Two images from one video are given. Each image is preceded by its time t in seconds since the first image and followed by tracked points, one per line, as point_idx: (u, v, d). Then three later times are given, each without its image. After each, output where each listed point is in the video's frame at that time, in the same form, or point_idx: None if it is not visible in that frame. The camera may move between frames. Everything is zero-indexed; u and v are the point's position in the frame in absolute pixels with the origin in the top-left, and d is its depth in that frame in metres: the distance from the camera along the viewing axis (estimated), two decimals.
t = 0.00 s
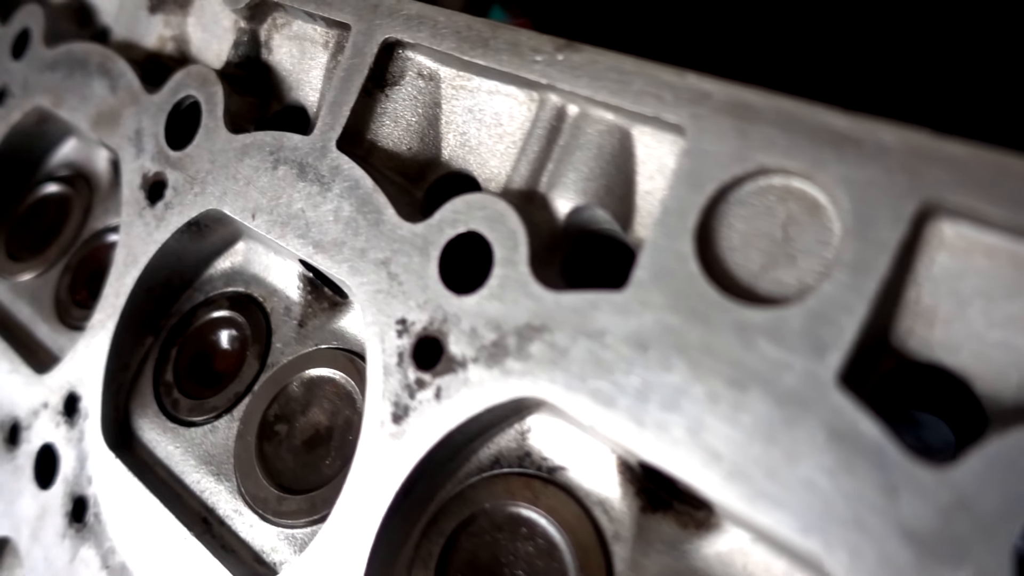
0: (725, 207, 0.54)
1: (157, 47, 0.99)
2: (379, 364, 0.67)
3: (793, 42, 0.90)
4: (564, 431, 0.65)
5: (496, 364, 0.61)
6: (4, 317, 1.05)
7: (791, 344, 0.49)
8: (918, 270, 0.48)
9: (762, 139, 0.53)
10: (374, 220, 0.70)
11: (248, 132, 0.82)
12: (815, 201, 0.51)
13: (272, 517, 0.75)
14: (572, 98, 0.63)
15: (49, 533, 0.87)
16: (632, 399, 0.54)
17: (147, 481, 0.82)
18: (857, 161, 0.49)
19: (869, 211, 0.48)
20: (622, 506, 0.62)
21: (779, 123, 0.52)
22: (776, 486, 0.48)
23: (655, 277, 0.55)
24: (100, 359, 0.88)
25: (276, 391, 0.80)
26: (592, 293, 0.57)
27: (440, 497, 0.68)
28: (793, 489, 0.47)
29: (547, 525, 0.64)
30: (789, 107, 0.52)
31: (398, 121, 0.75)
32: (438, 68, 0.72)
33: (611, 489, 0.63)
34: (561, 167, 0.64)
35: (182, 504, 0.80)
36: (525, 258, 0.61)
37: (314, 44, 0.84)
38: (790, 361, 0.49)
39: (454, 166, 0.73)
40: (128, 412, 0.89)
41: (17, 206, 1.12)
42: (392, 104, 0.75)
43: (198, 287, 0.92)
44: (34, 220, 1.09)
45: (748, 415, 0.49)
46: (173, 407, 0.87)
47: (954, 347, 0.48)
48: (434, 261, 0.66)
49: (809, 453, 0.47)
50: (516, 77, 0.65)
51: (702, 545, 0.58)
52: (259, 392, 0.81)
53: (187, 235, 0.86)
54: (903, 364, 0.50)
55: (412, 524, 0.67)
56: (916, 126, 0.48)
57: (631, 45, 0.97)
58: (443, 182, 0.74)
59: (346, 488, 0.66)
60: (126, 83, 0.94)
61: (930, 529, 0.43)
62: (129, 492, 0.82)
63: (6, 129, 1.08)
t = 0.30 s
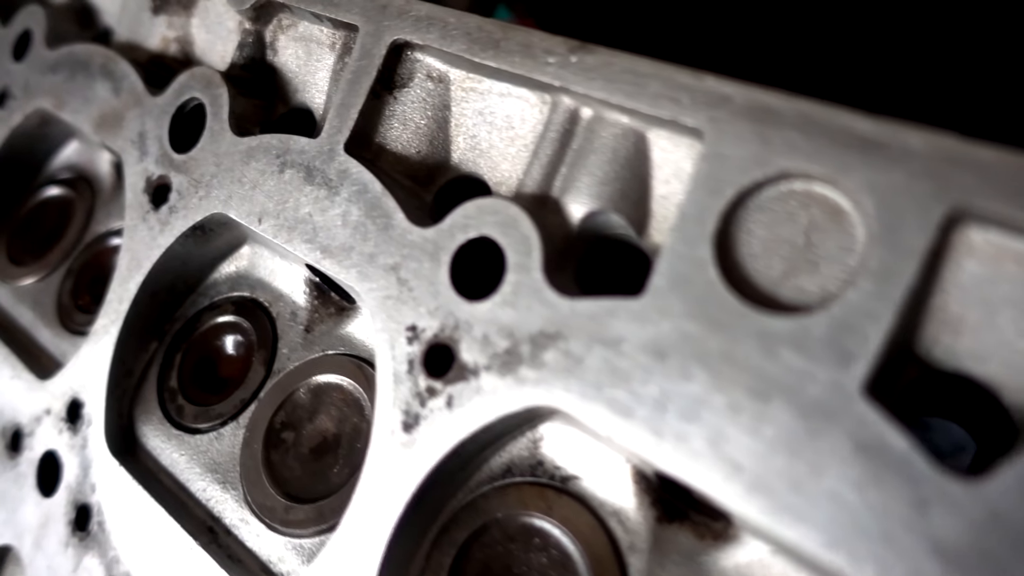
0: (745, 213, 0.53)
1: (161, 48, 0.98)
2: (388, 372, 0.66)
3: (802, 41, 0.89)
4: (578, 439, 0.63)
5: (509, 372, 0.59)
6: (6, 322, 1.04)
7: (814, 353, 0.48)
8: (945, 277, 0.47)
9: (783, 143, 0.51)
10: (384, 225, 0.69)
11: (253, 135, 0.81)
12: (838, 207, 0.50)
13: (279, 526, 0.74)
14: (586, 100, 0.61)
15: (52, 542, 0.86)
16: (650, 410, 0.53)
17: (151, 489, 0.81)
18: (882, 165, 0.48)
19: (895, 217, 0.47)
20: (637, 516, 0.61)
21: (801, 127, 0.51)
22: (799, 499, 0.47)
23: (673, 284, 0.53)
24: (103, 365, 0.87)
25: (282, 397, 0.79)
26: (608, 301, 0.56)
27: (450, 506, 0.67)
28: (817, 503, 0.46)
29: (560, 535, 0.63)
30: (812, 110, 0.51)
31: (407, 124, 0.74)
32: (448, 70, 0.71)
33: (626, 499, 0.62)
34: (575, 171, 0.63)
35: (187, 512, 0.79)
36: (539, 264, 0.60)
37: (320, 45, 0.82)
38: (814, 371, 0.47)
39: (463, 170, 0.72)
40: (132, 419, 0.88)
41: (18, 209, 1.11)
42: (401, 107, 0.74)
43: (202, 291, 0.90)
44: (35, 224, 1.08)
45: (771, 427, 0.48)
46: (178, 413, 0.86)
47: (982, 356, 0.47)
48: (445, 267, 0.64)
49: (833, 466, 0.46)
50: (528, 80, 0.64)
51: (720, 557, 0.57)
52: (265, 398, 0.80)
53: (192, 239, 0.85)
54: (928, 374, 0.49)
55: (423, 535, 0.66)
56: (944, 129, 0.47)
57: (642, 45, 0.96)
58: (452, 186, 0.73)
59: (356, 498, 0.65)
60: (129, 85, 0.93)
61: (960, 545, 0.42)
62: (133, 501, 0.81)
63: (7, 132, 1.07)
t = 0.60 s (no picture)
0: (766, 218, 0.52)
1: (164, 49, 0.97)
2: (399, 379, 0.64)
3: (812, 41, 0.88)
4: (592, 448, 0.62)
5: (523, 380, 0.58)
6: (8, 326, 1.03)
7: (840, 363, 0.46)
8: (973, 285, 0.46)
9: (805, 147, 0.50)
10: (393, 229, 0.68)
11: (259, 138, 0.80)
12: (862, 212, 0.49)
13: (287, 536, 0.73)
14: (601, 103, 0.60)
15: (55, 550, 0.85)
16: (669, 419, 0.52)
17: (156, 497, 0.80)
18: (909, 170, 0.47)
19: (922, 223, 0.46)
20: (652, 526, 0.60)
21: (824, 130, 0.50)
22: (824, 513, 0.46)
23: (692, 291, 0.52)
24: (107, 371, 0.85)
25: (289, 404, 0.78)
26: (624, 308, 0.55)
27: (461, 516, 0.66)
28: (843, 517, 0.45)
29: (575, 546, 0.61)
30: (835, 113, 0.50)
31: (415, 126, 0.73)
32: (457, 72, 0.70)
33: (641, 509, 0.61)
34: (589, 175, 0.62)
35: (192, 521, 0.78)
36: (553, 270, 0.59)
37: (327, 46, 0.81)
38: (840, 382, 0.46)
39: (473, 173, 0.71)
40: (136, 426, 0.87)
41: (20, 212, 1.10)
42: (410, 109, 0.73)
43: (207, 295, 0.89)
44: (38, 227, 1.07)
45: (794, 438, 0.47)
46: (182, 420, 0.84)
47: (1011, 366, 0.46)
48: (456, 272, 0.63)
49: (860, 479, 0.45)
50: (541, 82, 0.63)
51: (739, 569, 0.56)
52: (271, 404, 0.79)
53: (197, 243, 0.84)
54: (955, 384, 0.48)
55: (434, 546, 0.65)
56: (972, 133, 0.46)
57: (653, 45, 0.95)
58: (462, 190, 0.72)
59: (366, 507, 0.64)
60: (132, 86, 0.92)
61: (992, 562, 0.41)
62: (137, 509, 0.79)
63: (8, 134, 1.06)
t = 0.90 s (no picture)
0: (789, 225, 0.50)
1: (168, 50, 0.96)
2: (410, 387, 0.63)
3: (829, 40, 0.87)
4: (607, 457, 0.61)
5: (538, 390, 0.57)
6: (10, 331, 1.01)
7: (868, 374, 0.45)
8: (1006, 294, 0.45)
9: (830, 151, 0.49)
10: (404, 234, 0.66)
11: (266, 140, 0.79)
12: (890, 218, 0.48)
13: (295, 546, 0.71)
14: (618, 105, 0.59)
15: (59, 559, 0.83)
16: (690, 431, 0.50)
17: (162, 506, 0.78)
18: (939, 175, 0.46)
19: (954, 230, 0.45)
20: (670, 538, 0.59)
21: (850, 134, 0.49)
22: (853, 528, 0.44)
23: (713, 299, 0.51)
24: (111, 377, 0.84)
25: (297, 411, 0.77)
26: (643, 316, 0.54)
27: (474, 527, 0.64)
28: (873, 533, 0.44)
29: (591, 557, 0.60)
30: (861, 116, 0.49)
31: (425, 129, 0.72)
32: (469, 74, 0.69)
33: (659, 519, 0.59)
34: (605, 179, 0.61)
35: (199, 530, 0.77)
36: (569, 276, 0.57)
37: (334, 47, 0.80)
38: (868, 393, 0.45)
39: (485, 176, 0.70)
40: (141, 433, 0.85)
41: (22, 215, 1.09)
42: (420, 112, 0.72)
43: (212, 300, 0.88)
44: (40, 230, 1.06)
45: (822, 451, 0.46)
46: (188, 427, 0.83)
47: None
48: (469, 278, 0.62)
49: (890, 494, 0.44)
50: (556, 84, 0.62)
51: None
52: (278, 412, 0.78)
53: (202, 247, 0.82)
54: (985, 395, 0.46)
55: (446, 557, 0.64)
56: (1005, 138, 0.45)
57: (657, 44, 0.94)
58: (473, 193, 0.70)
59: (377, 519, 0.63)
60: (136, 88, 0.91)
61: None
62: (142, 518, 0.78)
63: (10, 136, 1.04)
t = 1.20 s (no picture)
0: (813, 231, 0.49)
1: (171, 51, 0.94)
2: (422, 395, 0.62)
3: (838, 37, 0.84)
4: (622, 467, 0.60)
5: (554, 399, 0.56)
6: (12, 336, 1.00)
7: (896, 385, 0.44)
8: None
9: (855, 156, 0.48)
10: (415, 239, 0.65)
11: (273, 143, 0.78)
12: (917, 225, 0.46)
13: (304, 557, 0.70)
14: (633, 108, 0.58)
15: (62, 568, 0.82)
16: (711, 442, 0.49)
17: (167, 514, 0.77)
18: (969, 181, 0.45)
19: (985, 237, 0.44)
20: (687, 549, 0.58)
21: (876, 139, 0.48)
22: (880, 543, 0.43)
23: (734, 307, 0.50)
24: (115, 383, 0.83)
25: (304, 418, 0.75)
26: (662, 324, 0.52)
27: (487, 538, 0.63)
28: (902, 548, 0.43)
29: (607, 569, 0.59)
30: (887, 121, 0.48)
31: (435, 132, 0.71)
32: (480, 76, 0.68)
33: (676, 530, 0.58)
34: (620, 184, 0.60)
35: (204, 540, 0.75)
36: (585, 283, 0.56)
37: (342, 48, 0.79)
38: (896, 405, 0.44)
39: (496, 180, 0.69)
40: (146, 439, 0.84)
41: (23, 218, 1.07)
42: (430, 114, 0.71)
43: (217, 305, 0.87)
44: (42, 234, 1.05)
45: (847, 464, 0.45)
46: (193, 434, 0.82)
47: None
48: (482, 284, 0.61)
49: (919, 508, 0.43)
50: (571, 86, 0.61)
51: None
52: (285, 419, 0.76)
53: (208, 251, 0.81)
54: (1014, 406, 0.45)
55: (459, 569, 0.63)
56: None
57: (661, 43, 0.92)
58: (484, 197, 0.69)
59: (388, 530, 0.62)
60: (139, 89, 0.89)
61: None
62: (147, 526, 0.77)
63: (11, 137, 1.03)
